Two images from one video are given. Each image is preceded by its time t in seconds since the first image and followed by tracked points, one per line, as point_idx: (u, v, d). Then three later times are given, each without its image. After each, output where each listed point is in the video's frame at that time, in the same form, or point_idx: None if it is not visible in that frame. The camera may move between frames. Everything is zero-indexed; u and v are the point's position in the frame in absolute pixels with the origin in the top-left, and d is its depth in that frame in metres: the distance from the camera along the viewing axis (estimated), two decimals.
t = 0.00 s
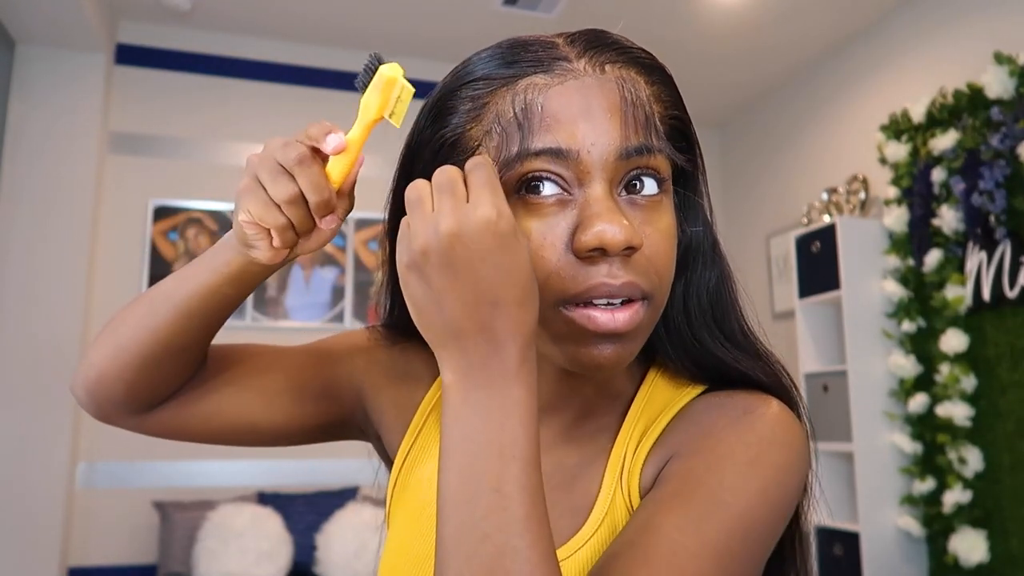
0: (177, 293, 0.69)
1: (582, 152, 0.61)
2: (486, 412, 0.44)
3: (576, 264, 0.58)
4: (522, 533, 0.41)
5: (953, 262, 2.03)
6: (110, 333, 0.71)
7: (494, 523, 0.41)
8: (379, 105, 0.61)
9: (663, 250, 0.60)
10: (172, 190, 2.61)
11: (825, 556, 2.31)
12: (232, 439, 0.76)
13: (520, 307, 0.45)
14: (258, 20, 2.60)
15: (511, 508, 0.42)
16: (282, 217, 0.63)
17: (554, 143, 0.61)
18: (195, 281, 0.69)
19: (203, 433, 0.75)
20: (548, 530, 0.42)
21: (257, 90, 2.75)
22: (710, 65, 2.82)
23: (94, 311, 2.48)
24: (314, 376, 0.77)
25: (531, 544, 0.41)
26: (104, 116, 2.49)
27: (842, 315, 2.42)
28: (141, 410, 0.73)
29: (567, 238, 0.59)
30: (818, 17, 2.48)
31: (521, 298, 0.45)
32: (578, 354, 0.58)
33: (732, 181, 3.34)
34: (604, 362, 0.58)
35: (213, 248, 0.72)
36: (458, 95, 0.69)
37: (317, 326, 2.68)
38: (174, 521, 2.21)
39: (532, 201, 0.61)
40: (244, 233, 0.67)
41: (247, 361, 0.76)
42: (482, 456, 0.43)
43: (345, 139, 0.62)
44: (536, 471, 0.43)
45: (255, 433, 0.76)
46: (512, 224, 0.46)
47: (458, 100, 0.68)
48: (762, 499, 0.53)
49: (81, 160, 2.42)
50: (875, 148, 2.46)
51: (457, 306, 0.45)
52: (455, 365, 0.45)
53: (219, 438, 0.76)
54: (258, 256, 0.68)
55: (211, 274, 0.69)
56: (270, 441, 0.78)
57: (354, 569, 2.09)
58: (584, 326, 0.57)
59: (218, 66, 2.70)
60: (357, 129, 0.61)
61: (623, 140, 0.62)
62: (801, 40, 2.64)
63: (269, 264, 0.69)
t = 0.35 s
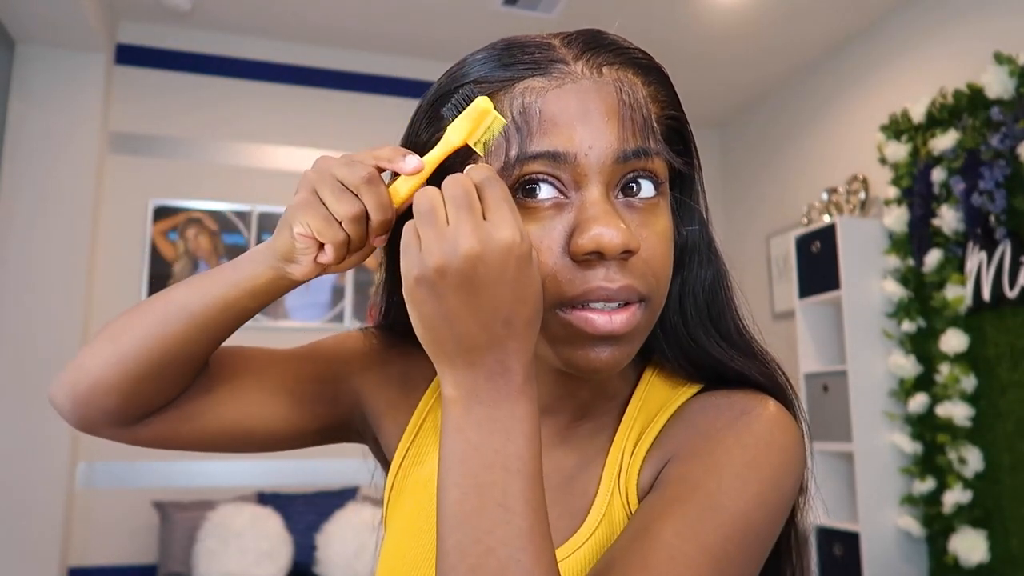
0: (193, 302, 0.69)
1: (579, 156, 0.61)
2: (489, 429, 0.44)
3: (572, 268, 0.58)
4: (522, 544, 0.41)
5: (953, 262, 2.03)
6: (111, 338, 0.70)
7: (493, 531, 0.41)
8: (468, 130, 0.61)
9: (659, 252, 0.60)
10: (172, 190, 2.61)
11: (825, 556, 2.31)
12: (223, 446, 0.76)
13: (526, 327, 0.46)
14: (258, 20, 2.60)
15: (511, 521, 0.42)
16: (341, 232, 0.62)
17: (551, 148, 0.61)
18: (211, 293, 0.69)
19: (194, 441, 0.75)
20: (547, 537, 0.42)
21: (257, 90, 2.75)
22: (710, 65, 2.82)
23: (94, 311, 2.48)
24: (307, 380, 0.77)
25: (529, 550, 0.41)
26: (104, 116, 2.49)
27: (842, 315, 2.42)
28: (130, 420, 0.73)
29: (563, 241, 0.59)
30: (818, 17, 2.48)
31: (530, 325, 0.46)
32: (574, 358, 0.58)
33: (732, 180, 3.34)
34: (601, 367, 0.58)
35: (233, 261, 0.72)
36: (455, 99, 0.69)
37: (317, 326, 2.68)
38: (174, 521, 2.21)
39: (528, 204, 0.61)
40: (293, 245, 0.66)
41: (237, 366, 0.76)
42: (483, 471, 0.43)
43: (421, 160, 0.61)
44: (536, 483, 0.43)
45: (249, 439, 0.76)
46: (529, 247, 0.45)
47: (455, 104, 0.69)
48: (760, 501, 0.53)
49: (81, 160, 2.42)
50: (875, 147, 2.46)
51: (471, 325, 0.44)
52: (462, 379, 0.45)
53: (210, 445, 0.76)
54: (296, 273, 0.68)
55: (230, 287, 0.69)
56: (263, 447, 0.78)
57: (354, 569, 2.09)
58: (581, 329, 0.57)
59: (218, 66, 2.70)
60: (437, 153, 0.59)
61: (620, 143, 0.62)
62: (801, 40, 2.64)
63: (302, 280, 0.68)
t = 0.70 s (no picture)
0: (195, 311, 0.69)
1: (586, 160, 0.61)
2: (500, 432, 0.44)
3: (578, 270, 0.58)
4: (531, 547, 0.41)
5: (953, 262, 2.03)
6: (112, 344, 0.70)
7: (502, 533, 0.42)
8: (477, 145, 0.58)
9: (664, 256, 0.61)
10: (172, 190, 2.61)
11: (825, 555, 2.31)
12: (226, 447, 0.76)
13: (538, 332, 0.46)
14: (258, 20, 2.60)
15: (520, 524, 0.42)
16: (343, 250, 0.62)
17: (559, 151, 0.61)
18: (214, 303, 0.69)
19: (196, 443, 0.75)
20: (558, 537, 0.42)
21: (257, 90, 2.75)
22: (710, 65, 2.82)
23: (94, 311, 2.48)
24: (309, 381, 0.77)
25: (538, 550, 0.41)
26: (104, 115, 2.49)
27: (842, 315, 2.42)
28: (132, 424, 0.73)
29: (569, 243, 0.59)
30: (819, 16, 2.48)
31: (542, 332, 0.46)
32: (577, 359, 0.58)
33: (732, 180, 3.34)
34: (603, 369, 0.58)
35: (238, 270, 0.72)
36: (461, 103, 0.69)
37: (317, 326, 2.68)
38: (174, 522, 2.21)
39: (535, 206, 0.61)
40: (297, 261, 0.65)
41: (237, 366, 0.76)
42: (493, 474, 0.43)
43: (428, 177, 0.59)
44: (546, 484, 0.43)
45: (252, 441, 0.76)
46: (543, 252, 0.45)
47: (461, 107, 0.69)
48: (763, 502, 0.53)
49: (81, 160, 2.42)
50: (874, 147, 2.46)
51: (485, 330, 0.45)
52: (474, 385, 0.45)
53: (212, 447, 0.76)
54: (301, 288, 0.67)
55: (232, 297, 0.69)
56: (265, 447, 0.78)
57: (354, 569, 2.09)
58: (585, 331, 0.57)
59: (218, 67, 2.70)
60: (440, 167, 0.58)
61: (628, 147, 0.62)
62: (801, 40, 2.64)
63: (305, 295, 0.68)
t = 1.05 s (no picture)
0: (198, 308, 0.69)
1: (589, 158, 0.61)
2: (506, 428, 0.44)
3: (581, 266, 0.58)
4: (536, 542, 0.41)
5: (953, 262, 2.03)
6: (115, 343, 0.70)
7: (507, 528, 0.41)
8: (484, 134, 0.60)
9: (667, 254, 0.60)
10: (172, 190, 2.61)
11: (825, 555, 2.31)
12: (227, 447, 0.76)
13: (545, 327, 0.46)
14: (258, 20, 2.60)
15: (526, 521, 0.42)
16: (354, 241, 0.61)
17: (562, 149, 0.61)
18: (217, 300, 0.69)
19: (198, 443, 0.75)
20: (564, 532, 0.42)
21: (257, 90, 2.75)
22: (710, 65, 2.82)
23: (94, 311, 2.48)
24: (310, 379, 0.77)
25: (542, 545, 0.41)
26: (104, 115, 2.49)
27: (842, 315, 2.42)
28: (133, 424, 0.73)
29: (573, 240, 0.59)
30: (819, 17, 2.48)
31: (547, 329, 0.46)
32: (580, 356, 0.58)
33: (732, 180, 3.34)
34: (605, 365, 0.58)
35: (241, 267, 0.72)
36: (467, 102, 0.70)
37: (317, 326, 2.68)
38: (174, 521, 2.21)
39: (539, 202, 0.61)
40: (308, 253, 0.65)
41: (238, 365, 0.76)
42: (499, 470, 0.43)
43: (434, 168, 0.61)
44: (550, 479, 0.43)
45: (253, 440, 0.76)
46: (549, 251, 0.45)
47: (468, 106, 0.69)
48: (765, 500, 0.53)
49: (82, 159, 2.42)
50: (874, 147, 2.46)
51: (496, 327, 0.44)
52: (482, 381, 0.45)
53: (214, 446, 0.76)
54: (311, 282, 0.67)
55: (235, 293, 0.69)
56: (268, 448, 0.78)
57: (354, 569, 2.09)
58: (588, 326, 0.57)
59: (218, 66, 2.70)
60: (450, 157, 0.60)
61: (630, 146, 0.62)
62: (801, 40, 2.64)
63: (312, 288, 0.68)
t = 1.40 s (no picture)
0: (202, 309, 0.69)
1: (591, 156, 0.61)
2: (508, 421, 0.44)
3: (582, 264, 0.58)
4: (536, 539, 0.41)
5: (953, 262, 2.03)
6: (116, 343, 0.70)
7: (510, 525, 0.41)
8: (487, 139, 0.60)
9: (668, 251, 0.60)
10: (172, 190, 2.61)
11: (825, 555, 2.31)
12: (227, 446, 0.76)
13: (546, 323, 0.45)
14: (258, 20, 2.60)
15: (528, 519, 0.42)
16: (358, 244, 0.62)
17: (564, 147, 0.61)
18: (219, 300, 0.69)
19: (197, 443, 0.75)
20: (567, 530, 0.42)
21: (257, 90, 2.75)
22: (711, 66, 2.82)
23: (94, 311, 2.48)
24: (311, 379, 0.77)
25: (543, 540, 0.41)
26: (104, 115, 2.49)
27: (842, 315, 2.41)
28: (134, 424, 0.72)
29: (574, 238, 0.59)
30: (819, 17, 2.48)
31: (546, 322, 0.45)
32: (580, 353, 0.58)
33: (732, 180, 3.34)
34: (606, 363, 0.58)
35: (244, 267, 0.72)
36: (471, 101, 0.70)
37: (317, 326, 2.68)
38: (174, 521, 2.21)
39: (541, 200, 0.61)
40: (312, 258, 0.65)
41: (236, 365, 0.75)
42: (501, 467, 0.43)
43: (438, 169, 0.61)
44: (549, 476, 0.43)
45: (253, 440, 0.76)
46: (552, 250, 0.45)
47: (472, 103, 0.69)
48: (766, 499, 0.53)
49: (82, 159, 2.42)
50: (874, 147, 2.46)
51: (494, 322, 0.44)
52: (483, 377, 0.45)
53: (214, 445, 0.76)
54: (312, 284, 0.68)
55: (239, 295, 0.69)
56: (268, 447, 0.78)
57: (354, 569, 2.09)
58: (588, 324, 0.57)
59: (218, 66, 2.70)
60: (452, 161, 0.60)
61: (632, 145, 0.62)
62: (801, 39, 2.63)
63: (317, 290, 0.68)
